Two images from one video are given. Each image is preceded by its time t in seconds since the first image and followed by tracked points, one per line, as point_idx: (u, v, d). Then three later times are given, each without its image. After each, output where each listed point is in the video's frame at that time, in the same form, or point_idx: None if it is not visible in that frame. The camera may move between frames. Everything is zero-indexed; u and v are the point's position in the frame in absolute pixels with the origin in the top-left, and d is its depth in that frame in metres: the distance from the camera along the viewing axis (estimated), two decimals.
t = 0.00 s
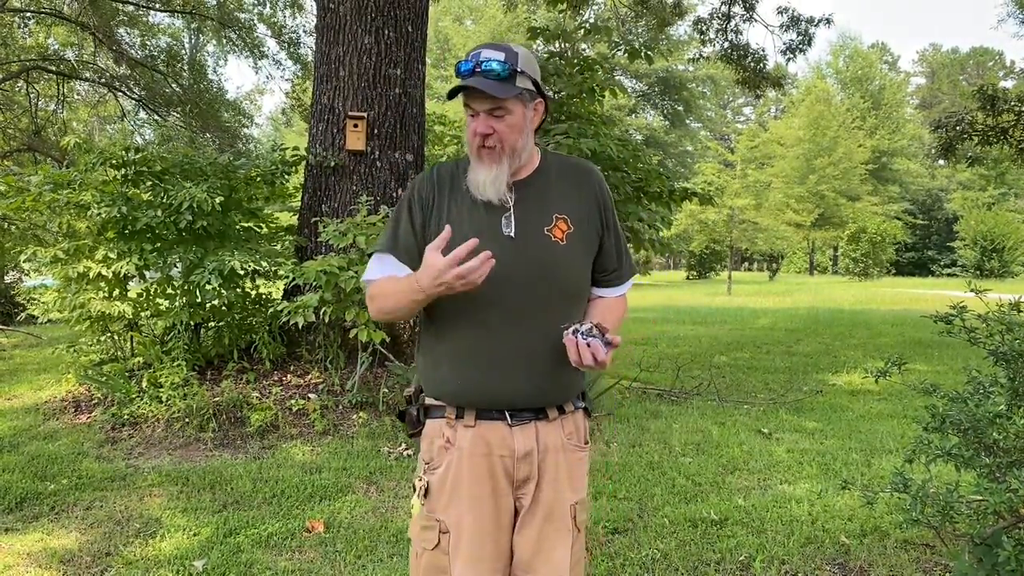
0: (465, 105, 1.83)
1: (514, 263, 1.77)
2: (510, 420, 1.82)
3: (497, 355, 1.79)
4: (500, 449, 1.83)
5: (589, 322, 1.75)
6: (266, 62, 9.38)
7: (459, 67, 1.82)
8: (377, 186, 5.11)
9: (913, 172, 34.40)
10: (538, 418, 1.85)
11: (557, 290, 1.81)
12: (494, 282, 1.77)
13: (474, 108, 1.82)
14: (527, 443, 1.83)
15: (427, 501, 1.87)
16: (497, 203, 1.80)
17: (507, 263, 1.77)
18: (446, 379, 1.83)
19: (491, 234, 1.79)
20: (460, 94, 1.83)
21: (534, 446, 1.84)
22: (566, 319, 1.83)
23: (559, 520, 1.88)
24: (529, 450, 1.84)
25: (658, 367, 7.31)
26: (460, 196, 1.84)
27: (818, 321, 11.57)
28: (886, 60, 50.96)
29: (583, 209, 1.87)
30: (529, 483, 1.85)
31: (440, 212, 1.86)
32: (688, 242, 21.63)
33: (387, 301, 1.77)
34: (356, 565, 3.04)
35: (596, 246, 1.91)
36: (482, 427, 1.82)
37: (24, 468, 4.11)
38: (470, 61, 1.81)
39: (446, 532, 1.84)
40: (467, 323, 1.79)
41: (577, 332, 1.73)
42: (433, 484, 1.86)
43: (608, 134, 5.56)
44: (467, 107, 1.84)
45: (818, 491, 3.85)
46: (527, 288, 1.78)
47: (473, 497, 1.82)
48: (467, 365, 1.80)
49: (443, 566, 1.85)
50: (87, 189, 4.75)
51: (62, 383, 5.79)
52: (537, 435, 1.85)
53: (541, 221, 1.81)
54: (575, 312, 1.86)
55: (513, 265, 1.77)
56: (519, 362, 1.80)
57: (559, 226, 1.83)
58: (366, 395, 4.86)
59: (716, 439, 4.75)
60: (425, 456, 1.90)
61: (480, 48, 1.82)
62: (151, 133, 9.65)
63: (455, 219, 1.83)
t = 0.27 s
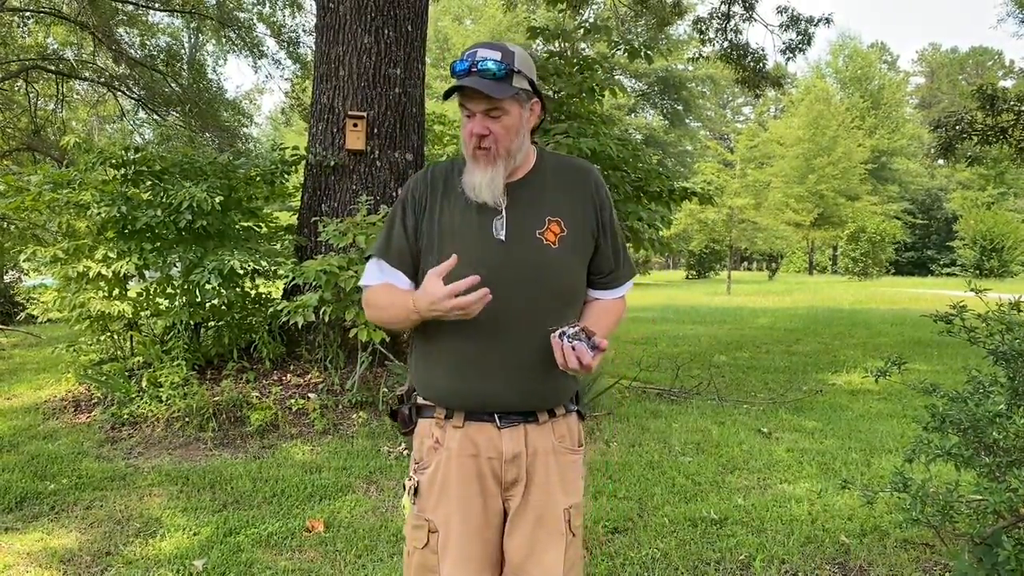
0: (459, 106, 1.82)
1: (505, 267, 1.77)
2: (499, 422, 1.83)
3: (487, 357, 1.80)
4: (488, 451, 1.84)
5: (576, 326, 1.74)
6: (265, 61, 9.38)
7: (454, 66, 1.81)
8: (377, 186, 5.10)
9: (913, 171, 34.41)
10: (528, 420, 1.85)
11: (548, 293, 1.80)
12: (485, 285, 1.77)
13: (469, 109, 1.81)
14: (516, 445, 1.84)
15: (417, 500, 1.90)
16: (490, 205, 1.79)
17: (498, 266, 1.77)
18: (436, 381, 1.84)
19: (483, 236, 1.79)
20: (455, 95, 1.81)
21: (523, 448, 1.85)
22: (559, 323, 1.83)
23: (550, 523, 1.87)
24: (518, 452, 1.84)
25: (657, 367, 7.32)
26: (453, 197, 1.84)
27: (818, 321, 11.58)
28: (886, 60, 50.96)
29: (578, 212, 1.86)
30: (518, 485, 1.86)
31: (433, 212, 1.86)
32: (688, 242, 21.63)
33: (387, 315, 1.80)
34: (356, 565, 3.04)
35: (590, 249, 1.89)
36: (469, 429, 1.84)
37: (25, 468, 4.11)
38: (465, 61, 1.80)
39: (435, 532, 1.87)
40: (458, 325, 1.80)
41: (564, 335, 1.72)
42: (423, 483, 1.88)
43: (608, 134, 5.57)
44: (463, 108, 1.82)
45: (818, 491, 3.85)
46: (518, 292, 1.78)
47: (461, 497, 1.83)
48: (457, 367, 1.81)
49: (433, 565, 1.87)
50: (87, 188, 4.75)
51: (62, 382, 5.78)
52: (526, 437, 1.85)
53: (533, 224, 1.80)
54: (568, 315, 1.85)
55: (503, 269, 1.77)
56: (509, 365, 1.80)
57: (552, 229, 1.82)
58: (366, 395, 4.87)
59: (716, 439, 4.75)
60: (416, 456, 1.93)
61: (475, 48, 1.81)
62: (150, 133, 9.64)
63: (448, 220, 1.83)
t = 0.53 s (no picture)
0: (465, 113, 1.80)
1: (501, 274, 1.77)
2: (495, 425, 1.83)
3: (483, 364, 1.80)
4: (484, 453, 1.84)
5: (566, 335, 1.73)
6: (265, 61, 9.38)
7: (460, 73, 1.80)
8: (376, 186, 5.10)
9: (912, 171, 34.43)
10: (524, 424, 1.84)
11: (545, 301, 1.80)
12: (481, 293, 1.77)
13: (475, 116, 1.78)
14: (512, 448, 1.84)
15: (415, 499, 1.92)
16: (489, 212, 1.79)
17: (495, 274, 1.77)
18: (433, 385, 1.85)
19: (480, 243, 1.79)
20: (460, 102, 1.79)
21: (519, 451, 1.85)
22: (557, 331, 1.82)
23: (546, 526, 1.86)
24: (513, 455, 1.84)
25: (657, 367, 7.32)
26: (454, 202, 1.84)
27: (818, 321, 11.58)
28: (885, 60, 50.97)
29: (579, 219, 1.84)
30: (514, 488, 1.86)
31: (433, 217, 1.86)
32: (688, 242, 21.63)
33: (389, 320, 1.84)
34: (356, 565, 3.04)
35: (590, 256, 1.88)
36: (466, 431, 1.84)
37: (24, 468, 4.11)
38: (472, 67, 1.78)
39: (432, 531, 1.89)
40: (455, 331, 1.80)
41: (555, 345, 1.71)
42: (420, 483, 1.91)
43: (607, 134, 5.57)
44: (468, 115, 1.80)
45: (818, 491, 3.85)
46: (515, 299, 1.78)
47: (456, 499, 1.85)
48: (453, 372, 1.82)
49: (430, 564, 1.89)
50: (86, 188, 4.74)
51: (61, 383, 5.78)
52: (522, 440, 1.85)
53: (531, 232, 1.79)
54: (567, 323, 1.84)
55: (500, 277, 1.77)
56: (505, 373, 1.80)
57: (550, 237, 1.80)
58: (366, 395, 4.87)
59: (716, 439, 4.75)
60: (416, 455, 1.95)
61: (481, 55, 1.80)
62: (149, 133, 9.63)
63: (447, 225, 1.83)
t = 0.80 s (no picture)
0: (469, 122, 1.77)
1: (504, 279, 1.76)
2: (500, 425, 1.83)
3: (486, 367, 1.80)
4: (488, 452, 1.84)
5: (572, 340, 1.73)
6: (264, 61, 9.37)
7: (463, 83, 1.77)
8: (375, 186, 5.10)
9: (911, 171, 34.46)
10: (529, 424, 1.84)
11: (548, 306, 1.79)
12: (484, 297, 1.77)
13: (480, 126, 1.75)
14: (516, 447, 1.84)
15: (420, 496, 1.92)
16: (494, 216, 1.78)
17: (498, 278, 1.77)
18: (437, 386, 1.85)
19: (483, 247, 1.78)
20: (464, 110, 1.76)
21: (523, 450, 1.84)
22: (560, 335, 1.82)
23: (549, 525, 1.86)
24: (517, 454, 1.84)
25: (656, 366, 7.31)
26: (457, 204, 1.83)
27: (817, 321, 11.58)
28: (885, 59, 50.99)
29: (581, 222, 1.83)
30: (518, 487, 1.86)
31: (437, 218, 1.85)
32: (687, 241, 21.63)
33: (391, 294, 1.77)
34: (355, 565, 3.04)
35: (593, 258, 1.87)
36: (471, 429, 1.84)
37: (23, 467, 4.10)
38: (476, 77, 1.75)
39: (435, 529, 1.89)
40: (458, 334, 1.80)
41: (561, 350, 1.70)
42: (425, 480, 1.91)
43: (606, 133, 5.56)
44: (472, 125, 1.77)
45: (818, 491, 3.85)
46: (518, 304, 1.77)
47: (460, 497, 1.85)
48: (457, 374, 1.82)
49: (433, 562, 1.89)
50: (85, 188, 4.74)
51: (60, 382, 5.77)
52: (527, 439, 1.84)
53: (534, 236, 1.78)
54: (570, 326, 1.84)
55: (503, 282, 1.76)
56: (509, 377, 1.80)
57: (553, 241, 1.79)
58: (365, 394, 4.86)
59: (715, 438, 4.75)
60: (421, 453, 1.95)
61: (484, 64, 1.77)
62: (148, 132, 9.62)
63: (451, 227, 1.83)
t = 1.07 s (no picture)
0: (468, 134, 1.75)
1: (511, 281, 1.75)
2: (508, 425, 1.82)
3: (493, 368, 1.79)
4: (496, 451, 1.83)
5: (581, 342, 1.72)
6: (263, 60, 9.36)
7: (460, 94, 1.75)
8: (375, 185, 5.09)
9: (911, 170, 34.46)
10: (536, 424, 1.84)
11: (555, 307, 1.79)
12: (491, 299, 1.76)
13: (479, 137, 1.73)
14: (524, 447, 1.83)
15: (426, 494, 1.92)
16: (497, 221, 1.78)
17: (504, 280, 1.76)
18: (444, 386, 1.85)
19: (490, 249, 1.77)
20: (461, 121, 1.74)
21: (531, 450, 1.84)
22: (567, 335, 1.81)
23: (556, 525, 1.86)
24: (525, 453, 1.83)
25: (656, 365, 7.31)
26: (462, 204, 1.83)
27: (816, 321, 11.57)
28: (884, 59, 50.97)
29: (587, 222, 1.83)
30: (525, 486, 1.85)
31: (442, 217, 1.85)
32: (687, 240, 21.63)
33: (395, 262, 1.71)
34: (354, 564, 3.04)
35: (600, 257, 1.87)
36: (478, 429, 1.83)
37: (22, 467, 4.10)
38: (472, 87, 1.74)
39: (440, 527, 1.88)
40: (465, 336, 1.80)
41: (570, 352, 1.70)
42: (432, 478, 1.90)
43: (606, 132, 5.56)
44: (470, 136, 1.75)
45: (817, 490, 3.84)
46: (524, 305, 1.77)
47: (467, 495, 1.84)
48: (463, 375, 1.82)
49: (438, 560, 1.89)
50: (84, 187, 4.73)
51: (59, 382, 5.77)
52: (535, 439, 1.84)
53: (541, 237, 1.77)
54: (576, 326, 1.84)
55: (510, 283, 1.75)
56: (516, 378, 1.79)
57: (559, 242, 1.79)
58: (364, 394, 4.86)
59: (715, 438, 4.74)
60: (428, 451, 1.94)
61: (479, 73, 1.75)
62: (147, 131, 9.61)
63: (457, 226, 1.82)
